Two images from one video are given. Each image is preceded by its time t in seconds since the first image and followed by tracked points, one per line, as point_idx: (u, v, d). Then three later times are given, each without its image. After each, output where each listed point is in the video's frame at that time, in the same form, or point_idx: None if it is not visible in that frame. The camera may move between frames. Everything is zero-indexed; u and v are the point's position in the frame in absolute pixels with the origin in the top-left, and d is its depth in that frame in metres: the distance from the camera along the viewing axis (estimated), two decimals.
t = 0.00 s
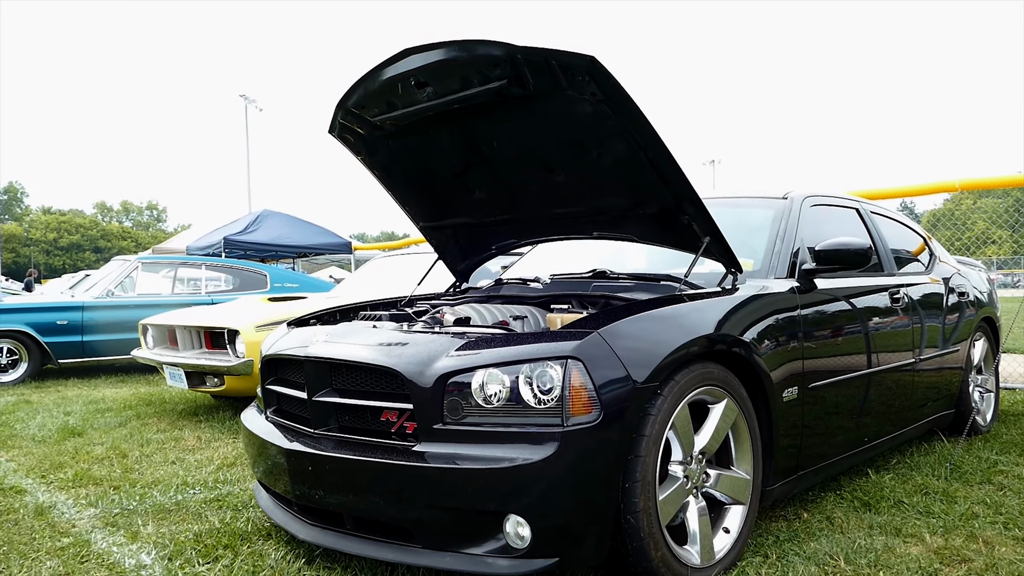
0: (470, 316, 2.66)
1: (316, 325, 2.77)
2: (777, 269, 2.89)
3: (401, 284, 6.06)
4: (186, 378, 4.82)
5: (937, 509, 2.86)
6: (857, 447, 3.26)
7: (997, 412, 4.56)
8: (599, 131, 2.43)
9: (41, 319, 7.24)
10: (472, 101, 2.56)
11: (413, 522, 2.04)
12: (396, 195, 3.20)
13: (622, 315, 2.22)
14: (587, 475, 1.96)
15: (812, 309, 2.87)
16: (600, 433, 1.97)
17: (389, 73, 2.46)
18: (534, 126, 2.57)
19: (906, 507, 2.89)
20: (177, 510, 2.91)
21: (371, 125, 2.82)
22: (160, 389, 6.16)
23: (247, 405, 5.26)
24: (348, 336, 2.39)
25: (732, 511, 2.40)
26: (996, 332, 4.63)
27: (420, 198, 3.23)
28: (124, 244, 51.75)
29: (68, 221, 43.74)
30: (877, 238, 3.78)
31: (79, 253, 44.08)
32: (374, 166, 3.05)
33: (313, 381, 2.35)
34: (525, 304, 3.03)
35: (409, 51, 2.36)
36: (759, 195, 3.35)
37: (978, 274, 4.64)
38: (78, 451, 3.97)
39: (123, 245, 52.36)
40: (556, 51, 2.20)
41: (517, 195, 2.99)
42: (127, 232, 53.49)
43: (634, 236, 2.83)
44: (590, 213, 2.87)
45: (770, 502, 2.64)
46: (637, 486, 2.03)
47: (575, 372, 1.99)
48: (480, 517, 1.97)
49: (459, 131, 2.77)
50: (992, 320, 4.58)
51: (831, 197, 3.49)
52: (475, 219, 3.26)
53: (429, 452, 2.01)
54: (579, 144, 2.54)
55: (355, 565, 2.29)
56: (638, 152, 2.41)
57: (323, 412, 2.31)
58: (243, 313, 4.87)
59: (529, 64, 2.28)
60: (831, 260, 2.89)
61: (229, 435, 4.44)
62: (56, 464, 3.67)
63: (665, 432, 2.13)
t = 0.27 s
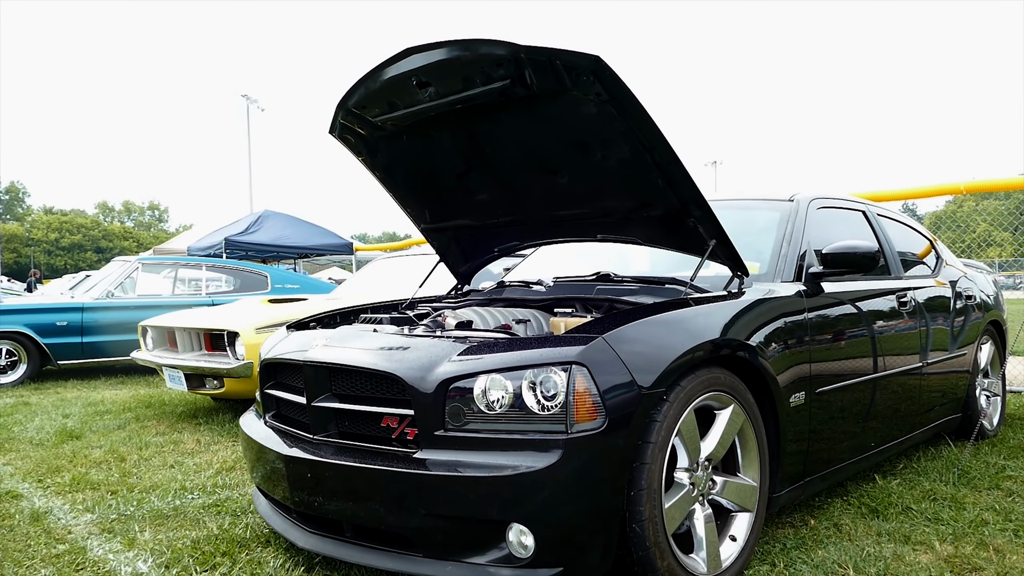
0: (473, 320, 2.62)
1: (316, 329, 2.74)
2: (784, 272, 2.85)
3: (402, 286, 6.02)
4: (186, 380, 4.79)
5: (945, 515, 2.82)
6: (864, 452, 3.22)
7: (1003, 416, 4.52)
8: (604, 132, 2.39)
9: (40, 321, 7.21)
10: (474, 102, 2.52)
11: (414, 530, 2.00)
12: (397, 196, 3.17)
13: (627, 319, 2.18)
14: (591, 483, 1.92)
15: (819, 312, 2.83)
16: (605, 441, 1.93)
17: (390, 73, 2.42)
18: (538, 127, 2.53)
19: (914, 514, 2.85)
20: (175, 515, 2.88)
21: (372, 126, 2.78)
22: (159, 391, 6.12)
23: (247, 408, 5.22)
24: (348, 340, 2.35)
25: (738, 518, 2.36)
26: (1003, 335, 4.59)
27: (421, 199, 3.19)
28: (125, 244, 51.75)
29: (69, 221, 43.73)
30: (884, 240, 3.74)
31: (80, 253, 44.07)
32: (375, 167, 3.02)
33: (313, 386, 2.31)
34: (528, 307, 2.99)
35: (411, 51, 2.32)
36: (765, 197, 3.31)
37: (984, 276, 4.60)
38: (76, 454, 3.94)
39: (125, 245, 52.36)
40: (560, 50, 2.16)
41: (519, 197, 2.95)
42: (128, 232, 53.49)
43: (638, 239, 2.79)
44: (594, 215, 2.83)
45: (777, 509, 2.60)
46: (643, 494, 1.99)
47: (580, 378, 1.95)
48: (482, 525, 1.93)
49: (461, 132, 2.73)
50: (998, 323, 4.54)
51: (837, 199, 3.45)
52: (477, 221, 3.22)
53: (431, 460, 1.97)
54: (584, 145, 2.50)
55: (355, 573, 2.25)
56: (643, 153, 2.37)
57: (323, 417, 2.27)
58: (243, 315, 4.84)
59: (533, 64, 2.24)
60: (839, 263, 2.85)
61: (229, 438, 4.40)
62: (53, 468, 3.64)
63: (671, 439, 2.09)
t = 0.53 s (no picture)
0: (476, 320, 2.56)
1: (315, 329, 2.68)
2: (793, 271, 2.79)
3: (403, 286, 5.96)
4: (184, 381, 4.73)
5: (959, 519, 2.76)
6: (873, 454, 3.16)
7: (1013, 417, 4.46)
8: (610, 128, 2.33)
9: (38, 321, 7.16)
10: (477, 97, 2.46)
11: (416, 537, 1.94)
12: (398, 194, 3.11)
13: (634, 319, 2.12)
14: (599, 488, 1.86)
15: (829, 312, 2.77)
16: (614, 444, 1.87)
17: (391, 68, 2.36)
18: (542, 123, 2.47)
19: (926, 518, 2.79)
20: (172, 520, 2.82)
21: (372, 122, 2.72)
22: (158, 392, 6.07)
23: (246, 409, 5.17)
24: (348, 340, 2.30)
25: (748, 523, 2.30)
26: (1012, 335, 4.53)
27: (423, 197, 3.13)
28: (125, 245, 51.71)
29: (70, 221, 43.69)
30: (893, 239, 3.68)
31: (81, 254, 44.03)
32: (375, 164, 2.96)
33: (311, 388, 2.25)
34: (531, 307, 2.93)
35: (413, 45, 2.27)
36: (773, 195, 3.25)
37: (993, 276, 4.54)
38: (73, 457, 3.88)
39: (125, 245, 52.32)
40: (566, 43, 2.10)
41: (523, 195, 2.89)
42: (129, 232, 53.44)
43: (644, 237, 2.73)
44: (599, 213, 2.77)
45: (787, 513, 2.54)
46: (652, 499, 1.93)
47: (587, 380, 1.89)
48: (487, 531, 1.87)
49: (463, 128, 2.67)
50: (1007, 324, 4.48)
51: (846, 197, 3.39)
52: (479, 219, 3.17)
53: (433, 464, 1.91)
54: (589, 141, 2.44)
55: None
56: (651, 150, 2.32)
57: (322, 420, 2.21)
58: (242, 316, 4.78)
59: (538, 57, 2.19)
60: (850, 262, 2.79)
61: (228, 440, 4.35)
62: (49, 471, 3.58)
63: (680, 442, 2.03)
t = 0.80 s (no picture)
0: (478, 320, 2.48)
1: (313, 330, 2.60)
2: (805, 269, 2.71)
3: (403, 286, 5.88)
4: (181, 383, 4.66)
5: (976, 525, 2.68)
6: (886, 457, 3.08)
7: None
8: (618, 121, 2.25)
9: (34, 322, 7.08)
10: (480, 89, 2.38)
11: (418, 546, 1.86)
12: (398, 191, 3.03)
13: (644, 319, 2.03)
14: (609, 496, 1.77)
15: (842, 311, 2.68)
16: (624, 450, 1.79)
17: (391, 59, 2.28)
18: (547, 116, 2.39)
19: (943, 524, 2.71)
20: (166, 526, 2.74)
21: (372, 116, 2.64)
22: (156, 393, 5.99)
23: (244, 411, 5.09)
24: (346, 341, 2.21)
25: (762, 530, 2.22)
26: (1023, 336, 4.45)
27: (424, 194, 3.05)
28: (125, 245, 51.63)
29: (69, 222, 43.61)
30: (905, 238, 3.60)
31: (80, 254, 43.96)
32: (375, 159, 2.88)
33: (308, 391, 2.17)
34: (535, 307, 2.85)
35: (413, 35, 2.19)
36: (783, 192, 3.17)
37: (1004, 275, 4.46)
38: (66, 460, 3.80)
39: (125, 246, 52.25)
40: (572, 32, 2.02)
41: (527, 191, 2.81)
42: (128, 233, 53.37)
43: (652, 234, 2.65)
44: (605, 210, 2.69)
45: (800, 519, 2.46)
46: (663, 506, 1.85)
47: (596, 383, 1.81)
48: (491, 541, 1.79)
49: (465, 122, 2.59)
50: (1019, 324, 4.40)
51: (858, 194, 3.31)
52: (482, 217, 3.09)
53: (435, 471, 1.83)
54: (596, 135, 2.36)
55: None
56: (660, 143, 2.24)
57: (320, 424, 2.13)
58: (240, 316, 4.70)
59: (543, 48, 2.11)
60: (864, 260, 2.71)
61: (225, 443, 4.27)
62: (41, 475, 3.50)
63: (692, 447, 1.95)
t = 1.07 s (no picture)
0: (481, 324, 2.38)
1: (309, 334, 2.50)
2: (820, 270, 2.62)
3: (403, 287, 5.79)
4: (176, 386, 4.57)
5: (996, 536, 2.58)
6: (901, 465, 2.99)
7: None
8: (627, 116, 2.16)
9: (28, 323, 6.97)
10: (482, 84, 2.29)
11: (417, 564, 1.76)
12: (397, 190, 2.94)
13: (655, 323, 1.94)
14: (620, 512, 1.68)
15: (858, 315, 2.59)
16: (635, 463, 1.69)
17: (391, 52, 2.19)
18: (552, 112, 2.30)
19: (962, 535, 2.62)
20: (157, 537, 2.65)
21: (370, 111, 2.55)
22: (151, 396, 5.89)
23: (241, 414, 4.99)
24: (343, 347, 2.12)
25: (777, 544, 2.13)
26: None
27: (424, 193, 2.95)
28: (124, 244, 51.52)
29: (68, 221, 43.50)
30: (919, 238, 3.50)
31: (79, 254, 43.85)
32: (373, 157, 2.78)
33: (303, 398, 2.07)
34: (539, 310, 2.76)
35: (414, 26, 2.10)
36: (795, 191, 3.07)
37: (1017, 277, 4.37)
38: (57, 466, 3.71)
39: (125, 245, 52.13)
40: (580, 23, 1.93)
41: (531, 190, 2.71)
42: (127, 232, 53.26)
43: (661, 234, 2.55)
44: (612, 210, 2.59)
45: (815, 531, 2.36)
46: (677, 522, 1.76)
47: (606, 392, 1.71)
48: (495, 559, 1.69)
49: (467, 118, 2.49)
50: None
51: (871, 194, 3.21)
52: (484, 217, 2.99)
53: (436, 484, 1.74)
54: (603, 131, 2.27)
55: None
56: (671, 139, 2.14)
57: (315, 433, 2.04)
58: (236, 318, 4.60)
59: (550, 39, 2.01)
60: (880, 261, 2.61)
61: (221, 447, 4.17)
62: (31, 482, 3.41)
63: (706, 458, 1.85)
